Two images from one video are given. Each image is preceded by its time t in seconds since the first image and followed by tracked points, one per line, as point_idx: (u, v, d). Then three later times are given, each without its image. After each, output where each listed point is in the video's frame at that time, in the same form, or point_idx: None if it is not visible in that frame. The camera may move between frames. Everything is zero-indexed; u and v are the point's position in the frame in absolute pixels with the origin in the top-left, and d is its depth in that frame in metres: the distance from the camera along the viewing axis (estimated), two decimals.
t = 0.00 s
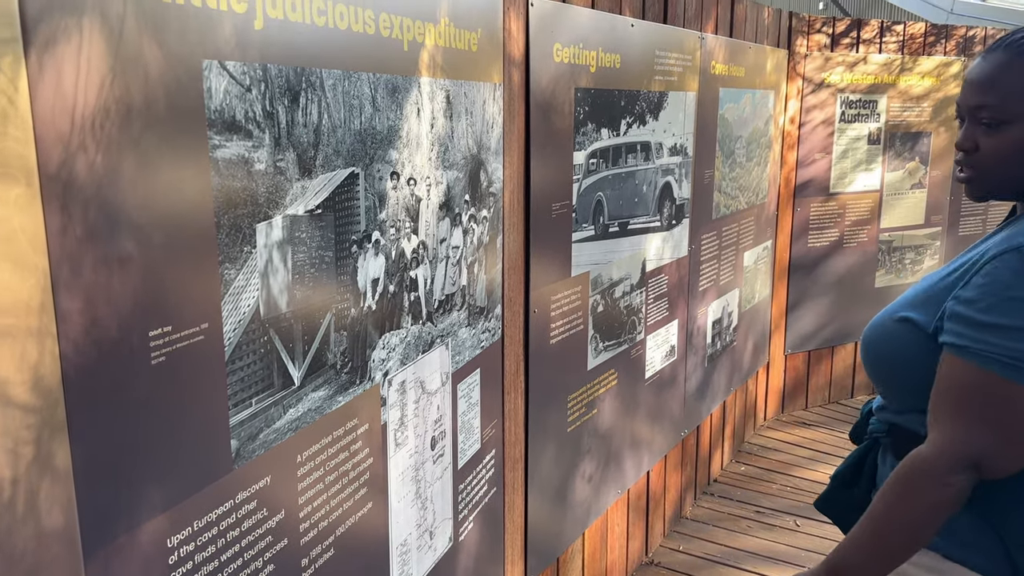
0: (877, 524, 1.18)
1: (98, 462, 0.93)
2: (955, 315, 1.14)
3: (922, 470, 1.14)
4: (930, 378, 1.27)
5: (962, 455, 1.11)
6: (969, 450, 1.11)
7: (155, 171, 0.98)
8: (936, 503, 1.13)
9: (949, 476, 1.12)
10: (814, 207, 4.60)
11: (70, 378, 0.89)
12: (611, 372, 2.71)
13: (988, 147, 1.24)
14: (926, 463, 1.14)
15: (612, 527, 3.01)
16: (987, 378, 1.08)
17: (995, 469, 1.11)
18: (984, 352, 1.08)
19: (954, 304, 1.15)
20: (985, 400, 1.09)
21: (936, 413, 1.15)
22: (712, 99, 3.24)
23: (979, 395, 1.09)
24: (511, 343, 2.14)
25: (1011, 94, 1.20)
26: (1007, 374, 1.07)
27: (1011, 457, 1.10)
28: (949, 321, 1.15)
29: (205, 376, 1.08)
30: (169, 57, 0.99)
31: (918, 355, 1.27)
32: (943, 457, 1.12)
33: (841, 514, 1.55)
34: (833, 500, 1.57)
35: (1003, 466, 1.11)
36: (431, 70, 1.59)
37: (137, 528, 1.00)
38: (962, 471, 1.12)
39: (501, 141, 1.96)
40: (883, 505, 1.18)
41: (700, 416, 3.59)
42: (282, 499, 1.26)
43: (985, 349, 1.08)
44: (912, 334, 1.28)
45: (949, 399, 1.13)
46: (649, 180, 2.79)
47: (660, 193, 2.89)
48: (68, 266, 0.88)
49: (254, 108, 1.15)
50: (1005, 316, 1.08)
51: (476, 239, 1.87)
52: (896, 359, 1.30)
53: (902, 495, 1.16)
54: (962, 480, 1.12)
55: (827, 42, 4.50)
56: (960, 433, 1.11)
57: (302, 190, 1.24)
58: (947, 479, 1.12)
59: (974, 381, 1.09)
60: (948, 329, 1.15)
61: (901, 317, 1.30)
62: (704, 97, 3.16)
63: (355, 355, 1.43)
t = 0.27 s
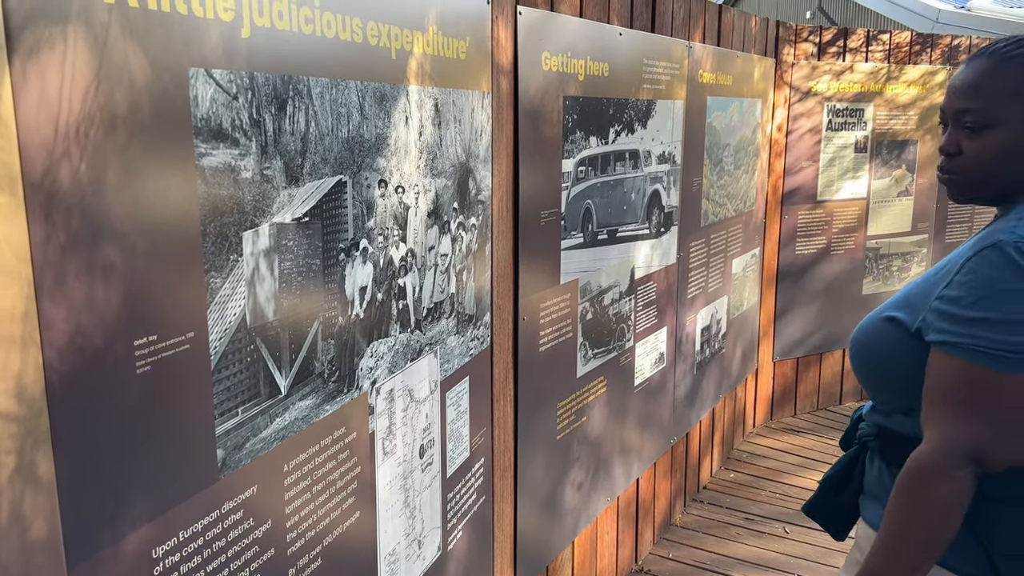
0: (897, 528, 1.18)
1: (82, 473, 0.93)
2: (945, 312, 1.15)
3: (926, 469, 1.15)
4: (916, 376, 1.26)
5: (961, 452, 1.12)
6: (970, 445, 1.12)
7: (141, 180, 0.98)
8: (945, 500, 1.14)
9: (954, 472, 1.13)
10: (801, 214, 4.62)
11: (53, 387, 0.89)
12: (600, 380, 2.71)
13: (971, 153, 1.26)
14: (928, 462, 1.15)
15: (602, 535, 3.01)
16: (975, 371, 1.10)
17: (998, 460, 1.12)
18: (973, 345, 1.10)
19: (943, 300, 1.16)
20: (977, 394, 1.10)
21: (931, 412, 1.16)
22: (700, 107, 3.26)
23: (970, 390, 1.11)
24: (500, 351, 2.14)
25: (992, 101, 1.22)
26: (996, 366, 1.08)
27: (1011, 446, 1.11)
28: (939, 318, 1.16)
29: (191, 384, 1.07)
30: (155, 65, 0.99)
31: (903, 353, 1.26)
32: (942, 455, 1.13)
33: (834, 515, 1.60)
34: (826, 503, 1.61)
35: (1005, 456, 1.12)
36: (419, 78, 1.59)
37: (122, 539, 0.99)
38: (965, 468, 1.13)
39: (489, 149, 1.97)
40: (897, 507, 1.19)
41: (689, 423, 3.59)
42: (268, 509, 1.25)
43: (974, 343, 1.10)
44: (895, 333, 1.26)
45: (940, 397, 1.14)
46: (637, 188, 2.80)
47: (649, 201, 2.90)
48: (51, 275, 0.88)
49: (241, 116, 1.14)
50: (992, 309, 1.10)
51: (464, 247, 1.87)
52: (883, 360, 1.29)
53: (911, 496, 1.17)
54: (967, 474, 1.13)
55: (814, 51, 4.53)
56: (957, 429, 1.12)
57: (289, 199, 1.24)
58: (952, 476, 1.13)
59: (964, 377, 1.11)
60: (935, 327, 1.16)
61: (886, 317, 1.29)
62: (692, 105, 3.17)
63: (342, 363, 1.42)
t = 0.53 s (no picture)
0: (766, 517, 1.12)
1: (69, 479, 0.92)
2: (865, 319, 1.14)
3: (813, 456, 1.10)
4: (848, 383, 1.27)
5: (855, 443, 1.08)
6: (861, 441, 1.08)
7: (130, 184, 0.97)
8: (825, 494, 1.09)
9: (840, 467, 1.08)
10: (790, 220, 4.65)
11: (41, 393, 0.88)
12: (590, 385, 2.71)
13: (920, 163, 1.26)
14: (818, 447, 1.09)
15: (592, 541, 3.00)
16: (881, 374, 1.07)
17: (882, 462, 1.09)
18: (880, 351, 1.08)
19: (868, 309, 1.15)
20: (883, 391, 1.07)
21: (833, 403, 1.12)
22: (689, 113, 3.27)
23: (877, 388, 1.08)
24: (490, 356, 2.14)
25: (940, 111, 1.22)
26: (900, 374, 1.06)
27: (901, 450, 1.08)
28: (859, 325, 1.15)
29: (179, 390, 1.07)
30: (144, 70, 0.99)
31: (839, 359, 1.27)
32: (836, 447, 1.08)
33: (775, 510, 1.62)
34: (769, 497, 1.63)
35: (891, 460, 1.08)
36: (409, 84, 1.59)
37: (109, 546, 0.98)
38: (854, 459, 1.08)
39: (480, 154, 1.97)
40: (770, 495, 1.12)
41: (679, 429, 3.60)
42: (257, 515, 1.25)
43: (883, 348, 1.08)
44: (840, 340, 1.28)
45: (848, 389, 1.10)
46: (627, 193, 2.80)
47: (639, 207, 2.91)
48: (39, 280, 0.87)
49: (231, 121, 1.14)
50: (906, 323, 1.08)
51: (454, 252, 1.87)
52: (825, 367, 1.30)
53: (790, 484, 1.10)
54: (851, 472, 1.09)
55: (803, 58, 4.55)
56: (854, 423, 1.09)
57: (278, 204, 1.24)
58: (841, 470, 1.08)
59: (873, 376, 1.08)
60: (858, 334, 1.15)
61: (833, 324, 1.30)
62: (681, 111, 3.19)
63: (332, 369, 1.42)
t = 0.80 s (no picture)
0: (623, 441, 1.26)
1: (56, 482, 0.92)
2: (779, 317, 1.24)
3: (689, 413, 1.22)
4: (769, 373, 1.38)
5: (730, 416, 1.20)
6: (734, 416, 1.20)
7: (118, 187, 0.97)
8: (685, 447, 1.22)
9: (708, 429, 1.21)
10: (780, 224, 4.67)
11: (28, 397, 0.88)
12: (580, 389, 2.71)
13: (856, 176, 1.34)
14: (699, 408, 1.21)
15: (582, 544, 3.00)
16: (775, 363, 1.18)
17: (748, 439, 1.21)
18: (782, 344, 1.18)
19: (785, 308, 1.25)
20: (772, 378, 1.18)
21: (724, 374, 1.23)
22: (679, 118, 3.29)
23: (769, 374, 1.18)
24: (480, 359, 2.14)
25: (875, 126, 1.29)
26: (793, 370, 1.16)
27: (766, 436, 1.20)
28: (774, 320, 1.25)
29: (169, 393, 1.06)
30: (134, 73, 0.99)
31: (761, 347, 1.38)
32: (714, 413, 1.21)
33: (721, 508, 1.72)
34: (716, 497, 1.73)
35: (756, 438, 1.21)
36: (400, 87, 1.60)
37: (97, 550, 0.98)
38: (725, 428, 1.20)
39: (471, 158, 1.97)
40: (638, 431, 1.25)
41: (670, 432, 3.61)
42: (246, 519, 1.24)
43: (785, 343, 1.18)
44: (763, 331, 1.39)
45: (741, 367, 1.21)
46: (618, 197, 2.81)
47: (629, 211, 2.92)
48: (27, 283, 0.87)
49: (221, 124, 1.14)
50: (812, 328, 1.17)
51: (445, 256, 1.87)
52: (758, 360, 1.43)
53: (659, 430, 1.23)
54: (717, 438, 1.22)
55: (792, 63, 4.58)
56: (735, 396, 1.20)
57: (268, 206, 1.24)
58: (708, 433, 1.21)
59: (769, 365, 1.18)
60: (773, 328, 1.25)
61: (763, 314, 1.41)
62: (671, 115, 3.20)
63: (321, 372, 1.42)
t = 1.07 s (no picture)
0: (540, 408, 1.32)
1: (42, 482, 0.91)
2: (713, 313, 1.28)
3: (609, 387, 1.27)
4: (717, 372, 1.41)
5: (644, 399, 1.25)
6: (650, 398, 1.25)
7: (105, 187, 0.97)
8: (599, 419, 1.28)
9: (620, 407, 1.27)
10: (769, 227, 4.69)
11: (13, 398, 0.87)
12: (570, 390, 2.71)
13: (793, 187, 1.35)
14: (614, 386, 1.27)
15: (572, 545, 3.01)
16: (696, 353, 1.22)
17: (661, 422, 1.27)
18: (708, 337, 1.22)
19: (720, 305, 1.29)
20: (693, 367, 1.22)
21: (650, 356, 1.28)
22: (669, 121, 3.30)
23: (690, 362, 1.22)
24: (470, 361, 2.14)
25: (809, 136, 1.30)
26: (712, 363, 1.21)
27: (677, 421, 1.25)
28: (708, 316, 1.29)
29: (156, 394, 1.06)
30: (121, 73, 0.98)
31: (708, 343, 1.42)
32: (627, 392, 1.26)
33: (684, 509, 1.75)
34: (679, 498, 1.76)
35: (668, 422, 1.26)
36: (390, 87, 1.60)
37: (83, 551, 0.98)
38: (637, 408, 1.26)
39: (460, 160, 1.97)
40: (557, 398, 1.31)
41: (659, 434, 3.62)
42: (234, 520, 1.24)
43: (710, 338, 1.21)
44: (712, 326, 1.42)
45: (666, 352, 1.25)
46: (608, 199, 2.82)
47: (619, 213, 2.93)
48: (12, 284, 0.87)
49: (209, 124, 1.14)
50: (734, 326, 1.21)
51: (434, 257, 1.87)
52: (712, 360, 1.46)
53: (578, 399, 1.29)
54: (632, 416, 1.28)
55: (781, 66, 4.60)
56: (653, 379, 1.25)
57: (257, 207, 1.23)
58: (623, 409, 1.27)
59: (690, 354, 1.22)
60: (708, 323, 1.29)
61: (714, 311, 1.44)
62: (661, 118, 3.21)
63: (310, 373, 1.42)
